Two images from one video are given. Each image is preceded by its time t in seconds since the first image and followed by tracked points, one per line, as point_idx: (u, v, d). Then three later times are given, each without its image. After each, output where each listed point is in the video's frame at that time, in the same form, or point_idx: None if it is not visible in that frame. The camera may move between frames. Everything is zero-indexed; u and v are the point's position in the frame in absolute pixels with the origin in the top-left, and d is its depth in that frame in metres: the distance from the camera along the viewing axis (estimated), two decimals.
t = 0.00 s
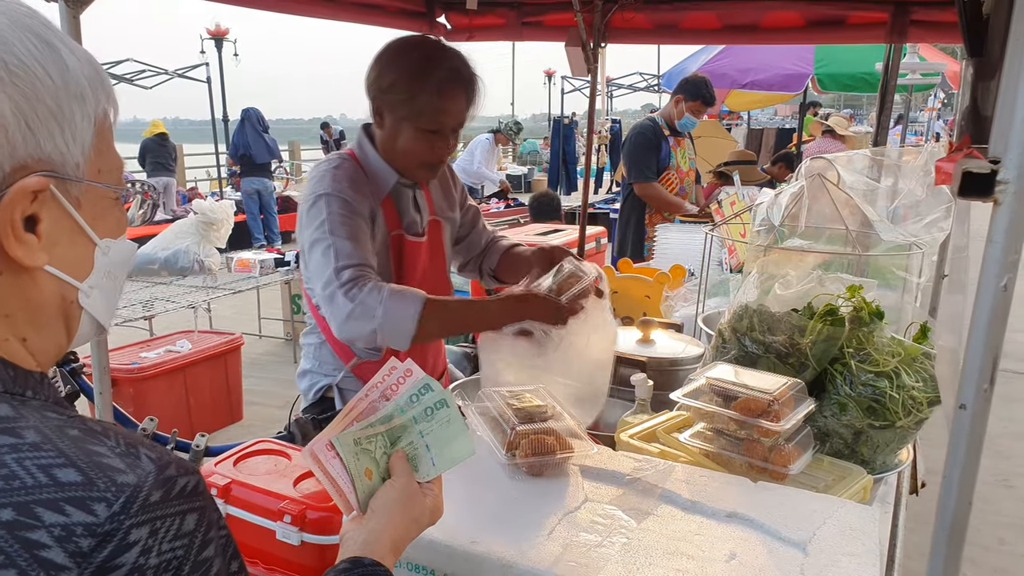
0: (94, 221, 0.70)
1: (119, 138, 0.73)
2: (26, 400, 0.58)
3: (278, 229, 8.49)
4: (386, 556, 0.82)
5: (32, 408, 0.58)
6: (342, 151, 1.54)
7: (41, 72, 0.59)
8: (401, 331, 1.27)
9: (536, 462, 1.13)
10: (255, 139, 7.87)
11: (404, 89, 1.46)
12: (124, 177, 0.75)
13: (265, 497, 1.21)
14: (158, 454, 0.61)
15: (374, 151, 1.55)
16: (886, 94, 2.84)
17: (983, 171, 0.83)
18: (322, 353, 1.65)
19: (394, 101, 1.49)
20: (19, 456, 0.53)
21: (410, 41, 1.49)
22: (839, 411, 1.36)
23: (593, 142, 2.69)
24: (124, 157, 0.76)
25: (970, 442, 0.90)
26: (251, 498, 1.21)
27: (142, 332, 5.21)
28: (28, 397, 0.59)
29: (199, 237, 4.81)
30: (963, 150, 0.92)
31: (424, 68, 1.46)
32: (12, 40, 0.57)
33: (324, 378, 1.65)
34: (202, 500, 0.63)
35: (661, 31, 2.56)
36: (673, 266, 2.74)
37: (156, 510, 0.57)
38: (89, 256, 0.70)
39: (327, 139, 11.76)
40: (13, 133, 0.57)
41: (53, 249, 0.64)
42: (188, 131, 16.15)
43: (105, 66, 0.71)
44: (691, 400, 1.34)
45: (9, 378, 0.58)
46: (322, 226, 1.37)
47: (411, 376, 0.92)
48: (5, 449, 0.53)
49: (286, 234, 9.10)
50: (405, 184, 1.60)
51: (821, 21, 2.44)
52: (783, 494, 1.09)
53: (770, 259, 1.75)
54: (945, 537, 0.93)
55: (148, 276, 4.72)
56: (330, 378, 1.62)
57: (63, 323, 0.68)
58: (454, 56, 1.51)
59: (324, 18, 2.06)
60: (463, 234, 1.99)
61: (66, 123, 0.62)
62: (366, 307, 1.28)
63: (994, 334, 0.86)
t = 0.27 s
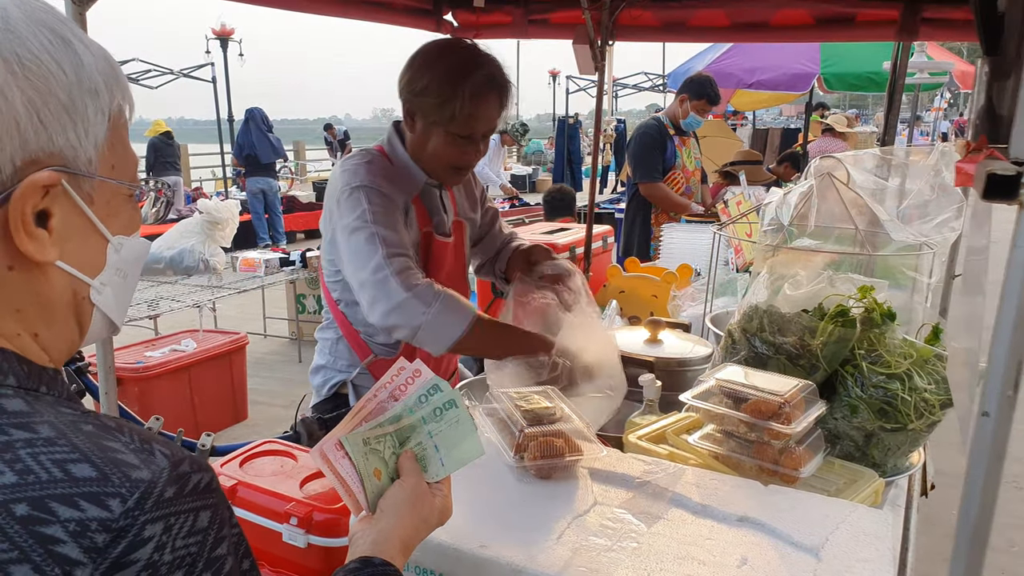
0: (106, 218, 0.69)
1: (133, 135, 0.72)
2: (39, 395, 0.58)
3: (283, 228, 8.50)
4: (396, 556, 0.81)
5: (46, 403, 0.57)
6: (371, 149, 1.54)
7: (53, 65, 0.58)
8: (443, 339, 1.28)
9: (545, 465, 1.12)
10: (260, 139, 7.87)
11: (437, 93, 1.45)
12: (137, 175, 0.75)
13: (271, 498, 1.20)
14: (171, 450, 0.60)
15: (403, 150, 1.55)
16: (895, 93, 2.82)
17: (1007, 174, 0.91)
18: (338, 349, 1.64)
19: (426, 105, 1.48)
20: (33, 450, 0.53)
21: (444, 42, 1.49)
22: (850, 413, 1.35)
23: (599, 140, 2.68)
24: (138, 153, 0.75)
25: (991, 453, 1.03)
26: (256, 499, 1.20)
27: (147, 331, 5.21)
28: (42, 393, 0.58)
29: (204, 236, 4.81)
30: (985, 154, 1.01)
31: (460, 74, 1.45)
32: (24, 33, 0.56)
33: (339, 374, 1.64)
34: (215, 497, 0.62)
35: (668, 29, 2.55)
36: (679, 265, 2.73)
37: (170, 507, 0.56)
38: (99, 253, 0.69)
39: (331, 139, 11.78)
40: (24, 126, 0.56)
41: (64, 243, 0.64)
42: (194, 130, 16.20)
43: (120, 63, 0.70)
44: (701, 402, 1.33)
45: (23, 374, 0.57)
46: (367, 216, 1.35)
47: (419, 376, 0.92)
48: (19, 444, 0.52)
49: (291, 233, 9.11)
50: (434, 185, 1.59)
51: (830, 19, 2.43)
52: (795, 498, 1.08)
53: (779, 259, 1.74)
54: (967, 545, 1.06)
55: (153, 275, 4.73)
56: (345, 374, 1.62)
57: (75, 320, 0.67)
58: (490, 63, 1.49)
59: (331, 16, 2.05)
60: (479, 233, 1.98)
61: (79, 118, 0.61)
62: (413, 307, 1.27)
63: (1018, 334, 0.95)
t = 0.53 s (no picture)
0: (113, 216, 0.68)
1: (143, 135, 0.72)
2: (44, 392, 0.57)
3: (287, 228, 8.52)
4: (401, 556, 0.81)
5: (50, 400, 0.57)
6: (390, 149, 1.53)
7: (59, 62, 0.57)
8: (473, 343, 1.27)
9: (550, 467, 1.11)
10: (265, 139, 7.88)
11: (450, 99, 1.44)
12: (147, 174, 0.74)
13: (275, 499, 1.20)
14: (176, 447, 0.59)
15: (418, 151, 1.55)
16: (901, 93, 2.80)
17: None
18: (346, 349, 1.63)
19: (440, 111, 1.47)
20: (38, 447, 0.52)
21: (460, 48, 1.47)
22: (857, 415, 1.34)
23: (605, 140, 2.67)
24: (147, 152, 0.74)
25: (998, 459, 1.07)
26: (260, 500, 1.20)
27: (152, 330, 5.22)
28: (47, 390, 0.58)
29: (209, 236, 4.82)
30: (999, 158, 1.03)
31: (473, 79, 1.43)
32: (31, 30, 0.56)
33: (346, 374, 1.64)
34: (220, 495, 0.61)
35: (674, 28, 2.55)
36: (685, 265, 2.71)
37: (174, 505, 0.56)
38: (106, 251, 0.68)
39: (335, 139, 11.80)
40: (28, 123, 0.56)
41: (70, 242, 0.63)
42: (199, 129, 16.24)
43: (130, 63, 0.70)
44: (707, 404, 1.33)
45: (28, 370, 0.57)
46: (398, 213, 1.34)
47: (426, 374, 0.91)
48: (23, 441, 0.52)
49: (295, 233, 9.12)
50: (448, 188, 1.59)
51: (837, 18, 2.42)
52: (802, 501, 1.07)
53: (786, 259, 1.72)
54: (980, 548, 1.06)
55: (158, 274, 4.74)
56: (352, 374, 1.62)
57: (79, 318, 0.67)
58: (505, 67, 1.47)
59: (336, 14, 2.05)
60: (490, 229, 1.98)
61: (85, 115, 0.60)
62: (444, 309, 1.26)
63: None
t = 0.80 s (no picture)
0: (113, 217, 0.68)
1: (147, 135, 0.72)
2: (42, 392, 0.57)
3: (290, 228, 8.53)
4: (403, 556, 0.81)
5: (47, 401, 0.56)
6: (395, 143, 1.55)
7: (59, 61, 0.58)
8: (461, 326, 1.28)
9: (554, 467, 1.11)
10: (268, 139, 7.90)
11: (441, 88, 1.45)
12: (148, 175, 0.74)
13: (278, 499, 1.20)
14: (173, 448, 0.59)
15: (420, 145, 1.55)
16: (906, 92, 2.79)
17: None
18: (349, 350, 1.63)
19: (434, 102, 1.48)
20: (34, 448, 0.52)
21: (460, 43, 1.49)
22: (862, 416, 1.33)
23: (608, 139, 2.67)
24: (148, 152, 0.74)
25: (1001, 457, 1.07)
26: (263, 500, 1.20)
27: (156, 330, 5.23)
28: (44, 390, 0.58)
29: (212, 236, 4.83)
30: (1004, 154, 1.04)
31: (464, 67, 1.44)
32: (32, 30, 0.56)
33: (348, 375, 1.63)
34: (219, 496, 0.61)
35: (678, 28, 2.55)
36: (688, 265, 2.70)
37: (171, 506, 0.55)
38: (105, 252, 0.68)
39: (339, 139, 11.83)
40: (27, 122, 0.56)
41: (68, 241, 0.62)
42: (202, 129, 16.26)
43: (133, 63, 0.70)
44: (711, 404, 1.32)
45: (24, 370, 0.57)
46: (390, 200, 1.35)
47: (429, 374, 0.91)
48: (19, 442, 0.52)
49: (298, 233, 9.13)
50: (450, 184, 1.59)
51: (842, 17, 2.41)
52: (807, 502, 1.07)
53: (791, 259, 1.72)
54: (988, 548, 1.06)
55: (162, 274, 4.75)
56: (354, 375, 1.61)
57: (77, 319, 0.67)
58: (499, 57, 1.48)
59: (339, 14, 2.05)
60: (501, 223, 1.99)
61: (85, 114, 0.60)
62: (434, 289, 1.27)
63: None
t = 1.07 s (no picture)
0: (112, 218, 0.68)
1: (147, 135, 0.71)
2: (39, 392, 0.57)
3: (294, 228, 8.54)
4: (404, 553, 0.81)
5: (45, 400, 0.56)
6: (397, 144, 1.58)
7: (57, 61, 0.57)
8: (415, 286, 1.26)
9: (557, 467, 1.11)
10: (272, 139, 7.91)
11: (449, 89, 1.45)
12: (148, 175, 0.74)
13: (281, 499, 1.20)
14: (173, 447, 0.59)
15: (426, 148, 1.55)
16: (910, 92, 2.79)
17: None
18: (352, 351, 1.63)
19: (442, 102, 1.48)
20: (32, 448, 0.52)
21: (467, 44, 1.48)
22: (866, 416, 1.33)
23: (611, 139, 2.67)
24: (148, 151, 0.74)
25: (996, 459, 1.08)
26: (266, 500, 1.21)
27: (160, 330, 5.25)
28: (42, 389, 0.58)
29: (215, 236, 4.84)
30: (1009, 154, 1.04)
31: (473, 68, 1.44)
32: (29, 30, 0.56)
33: (351, 376, 1.64)
34: (219, 494, 0.61)
35: (681, 28, 2.54)
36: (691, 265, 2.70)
37: (171, 505, 0.56)
38: (104, 252, 0.68)
39: (342, 139, 11.85)
40: (24, 122, 0.55)
41: (65, 242, 0.63)
42: (205, 129, 16.30)
43: (133, 63, 0.70)
44: (714, 404, 1.32)
45: (21, 370, 0.57)
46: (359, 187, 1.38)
47: (428, 370, 0.92)
48: (17, 442, 0.52)
49: (302, 233, 9.15)
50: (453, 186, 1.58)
51: (846, 17, 2.40)
52: (811, 502, 1.07)
53: (794, 260, 1.72)
54: (992, 550, 1.06)
55: (165, 274, 4.76)
56: (357, 377, 1.61)
57: (76, 320, 0.67)
58: (509, 59, 1.47)
59: (342, 14, 2.06)
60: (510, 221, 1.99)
61: (83, 115, 0.60)
62: (378, 258, 1.25)
63: None
